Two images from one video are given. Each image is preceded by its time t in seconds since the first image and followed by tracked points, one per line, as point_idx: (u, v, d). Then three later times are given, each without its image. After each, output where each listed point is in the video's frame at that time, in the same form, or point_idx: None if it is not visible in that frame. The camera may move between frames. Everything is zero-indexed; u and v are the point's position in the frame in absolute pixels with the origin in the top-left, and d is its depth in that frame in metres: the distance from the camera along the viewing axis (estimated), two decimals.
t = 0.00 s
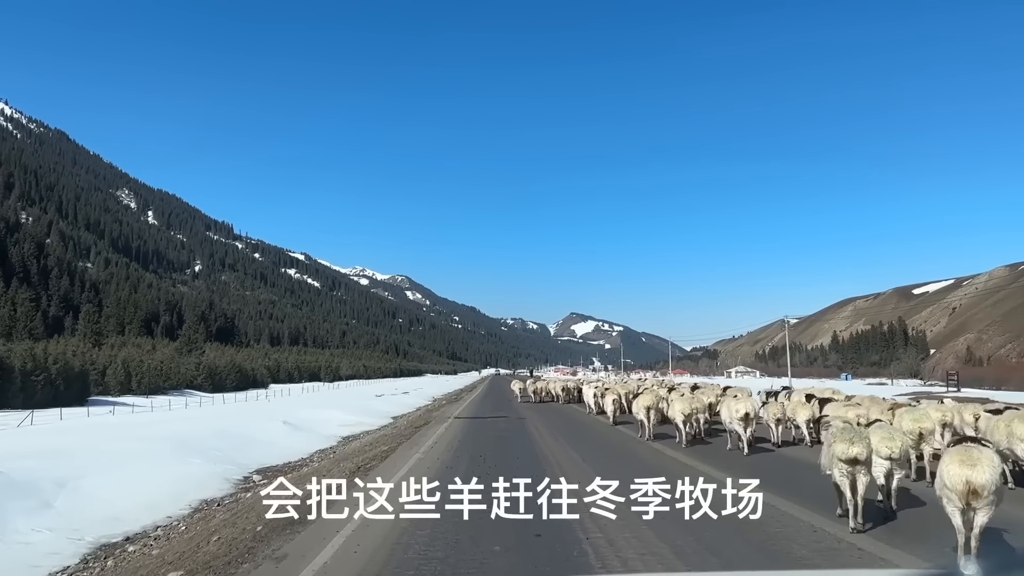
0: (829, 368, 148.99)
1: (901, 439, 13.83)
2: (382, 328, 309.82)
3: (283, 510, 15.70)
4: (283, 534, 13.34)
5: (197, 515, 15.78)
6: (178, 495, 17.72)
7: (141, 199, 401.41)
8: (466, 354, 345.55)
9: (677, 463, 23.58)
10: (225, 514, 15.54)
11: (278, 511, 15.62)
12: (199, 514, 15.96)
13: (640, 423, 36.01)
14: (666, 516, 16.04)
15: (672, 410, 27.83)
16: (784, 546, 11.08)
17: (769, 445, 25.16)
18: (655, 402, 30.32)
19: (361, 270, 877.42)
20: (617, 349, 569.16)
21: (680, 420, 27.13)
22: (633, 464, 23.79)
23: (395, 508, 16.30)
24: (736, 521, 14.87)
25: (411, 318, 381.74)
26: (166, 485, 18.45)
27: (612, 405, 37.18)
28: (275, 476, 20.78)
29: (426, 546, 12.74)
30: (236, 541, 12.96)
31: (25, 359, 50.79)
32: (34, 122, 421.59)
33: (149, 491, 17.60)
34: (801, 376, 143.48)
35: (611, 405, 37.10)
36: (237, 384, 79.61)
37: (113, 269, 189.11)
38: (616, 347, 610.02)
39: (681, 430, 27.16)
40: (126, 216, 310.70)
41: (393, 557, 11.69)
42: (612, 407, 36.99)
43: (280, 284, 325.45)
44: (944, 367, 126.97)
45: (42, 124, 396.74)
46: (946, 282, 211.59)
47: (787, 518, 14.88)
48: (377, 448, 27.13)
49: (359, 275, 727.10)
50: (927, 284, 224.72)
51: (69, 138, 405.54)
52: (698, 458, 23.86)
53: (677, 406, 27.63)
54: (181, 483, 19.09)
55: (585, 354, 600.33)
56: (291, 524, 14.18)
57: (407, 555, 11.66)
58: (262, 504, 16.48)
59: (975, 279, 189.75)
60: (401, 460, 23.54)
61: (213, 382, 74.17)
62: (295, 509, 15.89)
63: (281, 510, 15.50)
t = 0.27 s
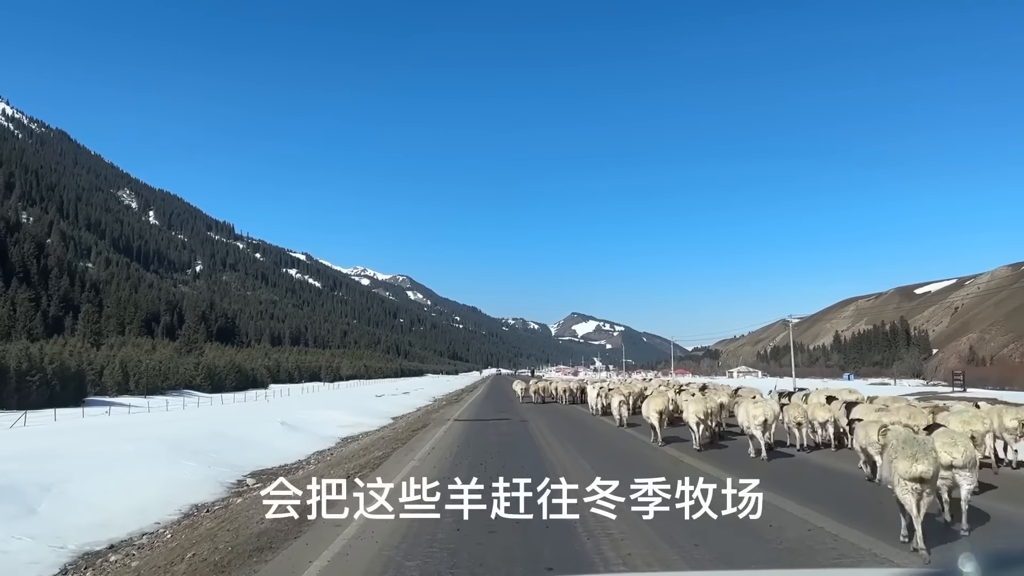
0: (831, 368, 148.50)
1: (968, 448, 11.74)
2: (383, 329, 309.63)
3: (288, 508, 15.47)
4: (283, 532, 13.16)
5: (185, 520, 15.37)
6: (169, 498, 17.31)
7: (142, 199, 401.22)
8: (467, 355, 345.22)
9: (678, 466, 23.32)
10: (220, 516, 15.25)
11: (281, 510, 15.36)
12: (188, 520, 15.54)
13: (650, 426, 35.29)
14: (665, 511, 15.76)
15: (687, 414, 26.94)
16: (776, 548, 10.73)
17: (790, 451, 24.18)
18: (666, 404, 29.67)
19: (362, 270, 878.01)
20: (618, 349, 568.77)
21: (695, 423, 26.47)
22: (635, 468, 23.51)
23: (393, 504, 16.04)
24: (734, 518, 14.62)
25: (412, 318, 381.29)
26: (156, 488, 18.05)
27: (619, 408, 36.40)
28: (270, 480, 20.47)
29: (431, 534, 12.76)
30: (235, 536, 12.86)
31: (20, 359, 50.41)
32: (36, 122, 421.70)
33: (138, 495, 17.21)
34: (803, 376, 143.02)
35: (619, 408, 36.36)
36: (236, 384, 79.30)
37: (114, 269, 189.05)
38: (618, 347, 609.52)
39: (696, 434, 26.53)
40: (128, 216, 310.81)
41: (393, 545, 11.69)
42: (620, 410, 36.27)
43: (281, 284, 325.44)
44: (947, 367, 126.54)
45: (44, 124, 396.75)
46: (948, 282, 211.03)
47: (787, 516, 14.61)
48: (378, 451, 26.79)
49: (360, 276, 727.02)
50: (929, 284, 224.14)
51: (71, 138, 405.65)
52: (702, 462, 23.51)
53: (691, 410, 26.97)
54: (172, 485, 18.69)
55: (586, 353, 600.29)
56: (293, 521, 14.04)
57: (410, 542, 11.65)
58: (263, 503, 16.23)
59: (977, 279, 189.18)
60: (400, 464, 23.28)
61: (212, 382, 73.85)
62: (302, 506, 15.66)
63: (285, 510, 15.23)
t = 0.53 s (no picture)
0: (833, 368, 147.99)
1: None
2: (384, 329, 309.31)
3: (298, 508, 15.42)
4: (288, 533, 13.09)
5: (174, 528, 15.05)
6: (158, 503, 16.94)
7: (143, 199, 401.13)
8: (468, 354, 344.91)
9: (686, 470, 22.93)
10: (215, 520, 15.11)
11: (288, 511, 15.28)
12: (177, 527, 15.20)
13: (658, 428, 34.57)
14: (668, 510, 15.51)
15: (703, 416, 26.07)
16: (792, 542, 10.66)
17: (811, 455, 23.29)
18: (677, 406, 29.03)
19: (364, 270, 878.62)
20: (619, 350, 568.13)
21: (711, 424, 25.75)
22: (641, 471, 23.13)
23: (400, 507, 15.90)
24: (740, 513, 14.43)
25: (413, 318, 380.99)
26: (146, 493, 17.69)
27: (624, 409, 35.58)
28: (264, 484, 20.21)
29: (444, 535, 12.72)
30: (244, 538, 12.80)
31: (15, 358, 50.09)
32: (37, 122, 421.85)
33: (127, 500, 16.83)
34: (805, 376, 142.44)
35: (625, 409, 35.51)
36: (235, 384, 78.98)
37: (115, 269, 188.83)
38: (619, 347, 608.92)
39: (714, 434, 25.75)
40: (128, 216, 310.67)
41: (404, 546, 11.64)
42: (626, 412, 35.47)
43: (282, 284, 325.35)
44: (949, 367, 126.11)
45: (45, 124, 396.84)
46: (950, 282, 210.32)
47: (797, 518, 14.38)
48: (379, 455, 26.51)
49: (361, 275, 726.92)
50: (931, 283, 223.38)
51: (72, 138, 405.65)
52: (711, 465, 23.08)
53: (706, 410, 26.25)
54: (163, 489, 18.33)
55: (588, 353, 599.69)
56: (300, 522, 13.97)
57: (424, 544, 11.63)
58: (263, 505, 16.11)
59: (979, 278, 188.47)
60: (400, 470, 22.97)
61: (211, 382, 73.52)
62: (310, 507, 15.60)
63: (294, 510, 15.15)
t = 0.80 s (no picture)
0: (848, 368, 141.83)
1: None
2: (383, 333, 302.97)
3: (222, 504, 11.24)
4: (185, 546, 8.89)
5: None
6: None
7: (137, 205, 394.64)
8: (468, 358, 338.36)
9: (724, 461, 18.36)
10: (98, 503, 10.61)
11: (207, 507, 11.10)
12: None
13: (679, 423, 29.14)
14: (726, 519, 10.32)
15: (759, 407, 20.38)
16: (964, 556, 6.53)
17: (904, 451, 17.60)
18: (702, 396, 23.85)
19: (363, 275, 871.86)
20: (622, 353, 560.81)
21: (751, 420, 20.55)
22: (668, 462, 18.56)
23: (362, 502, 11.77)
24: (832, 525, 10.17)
25: (412, 322, 374.43)
26: None
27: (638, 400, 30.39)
28: (194, 445, 15.63)
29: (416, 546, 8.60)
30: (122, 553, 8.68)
31: None
32: (29, 127, 415.29)
33: None
34: (820, 377, 136.18)
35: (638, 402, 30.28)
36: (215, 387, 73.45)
37: (103, 273, 182.89)
38: (621, 350, 601.76)
39: (755, 428, 20.59)
40: (122, 220, 304.76)
41: (351, 564, 7.46)
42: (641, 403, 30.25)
43: (278, 288, 319.14)
44: (971, 365, 120.25)
45: (36, 128, 390.17)
46: (964, 279, 203.96)
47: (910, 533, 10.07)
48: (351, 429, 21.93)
49: (360, 280, 719.76)
50: (943, 280, 217.26)
51: (64, 143, 399.08)
52: (749, 457, 18.50)
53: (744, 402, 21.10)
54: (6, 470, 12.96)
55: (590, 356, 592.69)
56: (174, 539, 9.19)
57: (378, 565, 7.39)
58: (177, 488, 11.81)
59: (995, 274, 182.17)
60: (371, 448, 18.49)
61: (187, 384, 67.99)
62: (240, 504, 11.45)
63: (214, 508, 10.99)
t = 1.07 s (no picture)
0: (847, 368, 141.64)
1: None
2: (382, 333, 302.49)
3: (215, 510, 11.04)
4: (167, 555, 8.62)
5: None
6: None
7: (135, 205, 393.83)
8: (467, 358, 337.99)
9: (723, 469, 18.12)
10: (84, 506, 10.31)
11: (197, 512, 10.86)
12: None
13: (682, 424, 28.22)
14: (714, 536, 10.65)
15: (773, 411, 20.11)
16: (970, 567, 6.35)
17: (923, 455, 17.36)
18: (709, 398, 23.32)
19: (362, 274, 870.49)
20: (621, 352, 560.26)
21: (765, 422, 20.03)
22: (667, 470, 18.32)
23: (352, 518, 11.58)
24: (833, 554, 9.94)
25: (411, 322, 373.98)
26: None
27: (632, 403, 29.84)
28: (184, 446, 15.21)
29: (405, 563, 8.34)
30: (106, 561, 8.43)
31: None
32: (26, 127, 414.27)
33: None
34: (819, 376, 135.94)
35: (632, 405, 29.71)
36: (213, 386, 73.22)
37: (100, 273, 182.10)
38: (620, 349, 601.65)
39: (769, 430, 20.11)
40: (120, 220, 303.80)
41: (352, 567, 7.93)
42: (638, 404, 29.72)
43: (277, 288, 318.45)
44: (971, 365, 120.08)
45: (34, 128, 389.32)
46: (963, 278, 203.64)
47: (913, 558, 9.81)
48: (346, 429, 21.64)
49: (358, 280, 719.21)
50: (942, 279, 217.16)
51: (61, 142, 398.16)
52: (752, 465, 18.24)
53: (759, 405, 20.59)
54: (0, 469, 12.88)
55: (589, 356, 592.18)
56: (171, 538, 9.25)
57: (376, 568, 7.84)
58: (166, 491, 11.52)
59: (994, 273, 181.89)
60: (366, 452, 18.18)
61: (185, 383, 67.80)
62: (231, 510, 11.23)
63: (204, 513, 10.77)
